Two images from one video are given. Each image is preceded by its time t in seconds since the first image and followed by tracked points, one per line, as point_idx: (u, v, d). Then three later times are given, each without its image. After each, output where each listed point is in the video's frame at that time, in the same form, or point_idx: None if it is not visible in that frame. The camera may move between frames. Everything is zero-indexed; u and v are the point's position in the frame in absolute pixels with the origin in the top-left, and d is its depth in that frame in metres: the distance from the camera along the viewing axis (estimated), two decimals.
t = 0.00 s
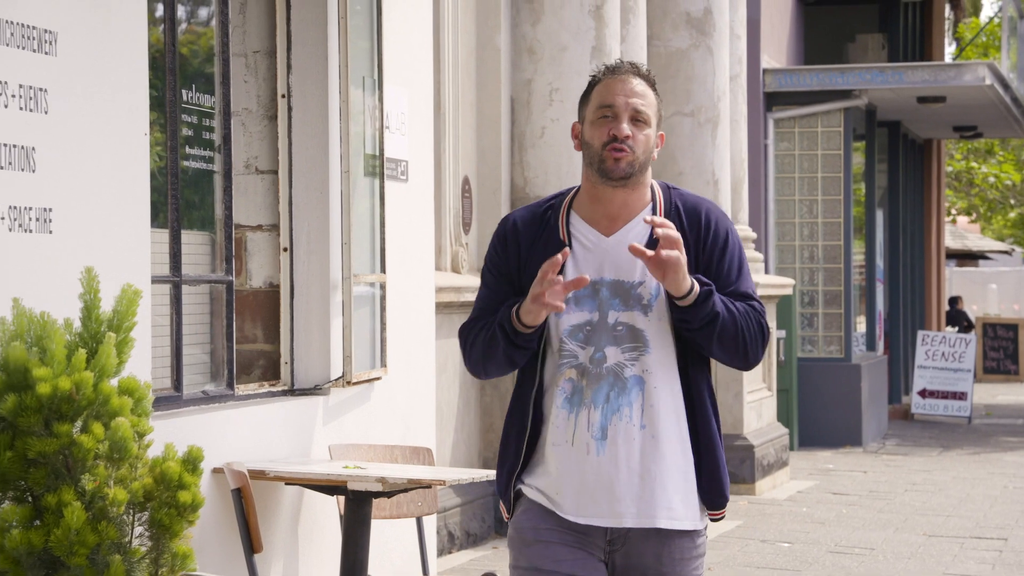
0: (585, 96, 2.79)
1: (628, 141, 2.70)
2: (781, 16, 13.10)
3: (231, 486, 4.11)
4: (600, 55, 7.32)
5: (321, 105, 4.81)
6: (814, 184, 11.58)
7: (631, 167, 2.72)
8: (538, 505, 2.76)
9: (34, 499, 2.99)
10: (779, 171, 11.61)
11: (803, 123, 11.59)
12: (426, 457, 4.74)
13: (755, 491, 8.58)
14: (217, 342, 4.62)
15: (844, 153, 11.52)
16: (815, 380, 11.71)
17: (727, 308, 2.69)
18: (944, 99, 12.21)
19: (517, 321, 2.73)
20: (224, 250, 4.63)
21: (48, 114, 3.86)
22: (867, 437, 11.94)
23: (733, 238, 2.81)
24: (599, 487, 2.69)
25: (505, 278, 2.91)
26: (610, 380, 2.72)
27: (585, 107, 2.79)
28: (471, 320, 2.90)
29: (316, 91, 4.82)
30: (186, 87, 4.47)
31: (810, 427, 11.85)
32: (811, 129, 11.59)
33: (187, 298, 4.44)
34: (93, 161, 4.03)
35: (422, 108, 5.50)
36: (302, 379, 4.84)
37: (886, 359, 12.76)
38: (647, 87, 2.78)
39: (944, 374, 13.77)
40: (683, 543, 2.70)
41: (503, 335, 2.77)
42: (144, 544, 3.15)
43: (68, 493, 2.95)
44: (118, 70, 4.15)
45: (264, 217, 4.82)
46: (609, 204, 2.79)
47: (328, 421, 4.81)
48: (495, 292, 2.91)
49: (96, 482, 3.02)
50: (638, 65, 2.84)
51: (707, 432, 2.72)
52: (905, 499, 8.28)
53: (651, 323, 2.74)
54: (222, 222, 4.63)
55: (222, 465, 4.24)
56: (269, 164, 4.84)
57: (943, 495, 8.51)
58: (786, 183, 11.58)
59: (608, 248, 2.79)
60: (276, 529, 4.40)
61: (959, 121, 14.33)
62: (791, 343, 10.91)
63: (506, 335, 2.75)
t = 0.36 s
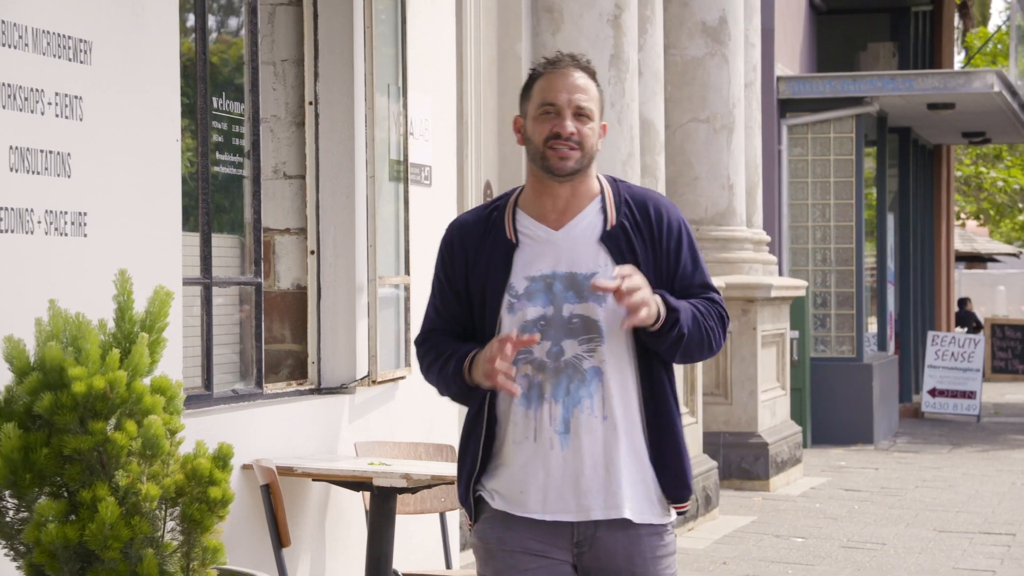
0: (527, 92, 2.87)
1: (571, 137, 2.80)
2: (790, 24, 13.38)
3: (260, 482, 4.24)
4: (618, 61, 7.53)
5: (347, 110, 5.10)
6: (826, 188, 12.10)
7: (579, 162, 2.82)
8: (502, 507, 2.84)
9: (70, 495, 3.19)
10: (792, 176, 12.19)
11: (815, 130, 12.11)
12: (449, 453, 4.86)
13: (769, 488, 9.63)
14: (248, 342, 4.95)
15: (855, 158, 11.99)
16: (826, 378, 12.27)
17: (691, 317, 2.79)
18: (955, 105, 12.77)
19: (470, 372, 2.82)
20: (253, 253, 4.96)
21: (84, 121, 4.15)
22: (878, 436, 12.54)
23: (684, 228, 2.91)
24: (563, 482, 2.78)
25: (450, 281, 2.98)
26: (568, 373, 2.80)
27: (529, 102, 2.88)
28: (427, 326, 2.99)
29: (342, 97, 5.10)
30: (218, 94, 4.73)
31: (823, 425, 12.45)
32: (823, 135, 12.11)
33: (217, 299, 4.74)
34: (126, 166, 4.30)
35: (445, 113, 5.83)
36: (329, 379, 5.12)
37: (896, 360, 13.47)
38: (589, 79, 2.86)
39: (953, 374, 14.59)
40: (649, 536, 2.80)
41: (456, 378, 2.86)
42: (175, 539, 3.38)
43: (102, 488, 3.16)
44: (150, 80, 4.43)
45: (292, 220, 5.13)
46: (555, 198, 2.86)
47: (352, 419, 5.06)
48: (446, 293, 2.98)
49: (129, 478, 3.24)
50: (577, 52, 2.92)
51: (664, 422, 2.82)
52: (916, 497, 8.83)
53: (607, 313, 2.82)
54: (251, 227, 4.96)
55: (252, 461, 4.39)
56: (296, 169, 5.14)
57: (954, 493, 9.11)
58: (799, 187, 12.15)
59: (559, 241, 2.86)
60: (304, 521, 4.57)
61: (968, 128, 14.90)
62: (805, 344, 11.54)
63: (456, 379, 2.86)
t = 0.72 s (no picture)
0: (485, 94, 3.06)
1: (531, 124, 2.95)
2: (802, 37, 13.85)
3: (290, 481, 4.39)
4: (635, 74, 7.96)
5: (374, 123, 5.70)
6: (837, 196, 12.85)
7: (543, 152, 2.95)
8: (473, 504, 2.98)
9: (107, 491, 3.64)
10: (804, 184, 12.94)
11: (826, 139, 12.87)
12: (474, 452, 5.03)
13: (781, 485, 10.09)
14: (277, 345, 5.34)
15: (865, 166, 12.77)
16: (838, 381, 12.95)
17: (664, 281, 2.85)
18: (961, 115, 13.61)
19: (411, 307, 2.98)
20: (283, 260, 5.34)
21: (121, 131, 4.49)
22: (887, 434, 13.20)
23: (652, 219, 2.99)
24: (521, 480, 2.90)
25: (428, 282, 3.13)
26: (526, 371, 2.91)
27: (489, 103, 3.05)
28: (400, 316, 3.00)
29: (367, 111, 5.71)
30: (249, 107, 5.22)
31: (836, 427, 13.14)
32: (834, 144, 12.86)
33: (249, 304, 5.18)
34: (159, 175, 4.64)
35: (468, 123, 6.44)
36: (356, 379, 5.68)
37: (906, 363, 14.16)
38: (545, 78, 3.05)
39: (960, 376, 15.26)
40: (616, 531, 2.91)
41: (402, 327, 3.01)
42: (208, 533, 3.83)
43: (139, 485, 3.61)
44: (182, 93, 4.78)
45: (321, 228, 5.72)
46: (525, 198, 3.00)
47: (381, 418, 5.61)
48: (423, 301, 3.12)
49: (165, 476, 3.69)
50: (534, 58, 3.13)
51: (622, 419, 2.90)
52: (924, 494, 9.48)
53: (567, 309, 2.93)
54: (281, 233, 5.34)
55: (282, 460, 4.57)
56: (325, 178, 5.72)
57: (959, 490, 9.78)
58: (811, 195, 12.88)
59: (527, 240, 3.00)
60: (333, 518, 4.76)
61: (974, 137, 15.81)
62: (816, 348, 11.96)
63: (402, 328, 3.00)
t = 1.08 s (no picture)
0: (511, 106, 3.16)
1: (552, 150, 3.08)
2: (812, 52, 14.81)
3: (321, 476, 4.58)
4: (653, 86, 8.41)
5: (401, 131, 6.11)
6: (847, 204, 13.67)
7: (560, 174, 3.11)
8: (478, 501, 3.14)
9: (146, 487, 3.92)
10: (816, 191, 13.72)
11: (837, 148, 13.71)
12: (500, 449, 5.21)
13: (792, 481, 10.70)
14: (308, 346, 5.67)
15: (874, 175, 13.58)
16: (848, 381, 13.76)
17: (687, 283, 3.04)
18: (967, 124, 14.57)
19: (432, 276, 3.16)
20: (314, 263, 5.63)
21: (159, 141, 4.78)
22: (896, 434, 13.93)
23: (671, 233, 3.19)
24: (525, 482, 3.05)
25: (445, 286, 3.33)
26: (533, 375, 3.06)
27: (513, 115, 3.17)
28: (415, 346, 3.21)
29: (395, 121, 6.12)
30: (282, 117, 5.54)
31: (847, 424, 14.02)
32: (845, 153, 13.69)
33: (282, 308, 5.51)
34: (195, 183, 4.94)
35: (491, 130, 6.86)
36: (383, 378, 6.07)
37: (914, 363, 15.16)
38: (571, 93, 3.15)
39: (967, 376, 16.42)
40: (607, 547, 3.05)
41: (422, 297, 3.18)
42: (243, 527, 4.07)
43: (176, 480, 3.88)
44: (219, 103, 5.08)
45: (350, 234, 6.09)
46: (541, 209, 3.17)
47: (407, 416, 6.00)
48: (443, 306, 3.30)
49: (200, 472, 3.95)
50: (561, 66, 3.21)
51: (627, 427, 3.04)
52: (932, 491, 9.91)
53: (577, 316, 3.07)
54: (312, 239, 5.65)
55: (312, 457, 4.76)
56: (354, 185, 6.10)
57: (964, 485, 10.42)
58: (822, 203, 13.69)
59: (542, 248, 3.17)
60: (362, 512, 4.96)
61: (978, 145, 16.92)
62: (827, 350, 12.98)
63: (422, 299, 3.15)
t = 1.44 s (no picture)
0: (556, 102, 3.24)
1: (592, 150, 3.16)
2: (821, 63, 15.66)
3: (350, 470, 4.75)
4: (670, 94, 8.78)
5: (427, 139, 6.36)
6: (857, 208, 14.50)
7: (599, 175, 3.19)
8: (497, 498, 3.23)
9: (182, 480, 4.11)
10: (827, 196, 14.62)
11: (847, 155, 14.63)
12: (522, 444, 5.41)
13: (805, 475, 11.24)
14: (337, 345, 5.91)
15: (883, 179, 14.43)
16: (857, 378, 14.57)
17: (698, 323, 3.06)
18: (973, 130, 15.34)
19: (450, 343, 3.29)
20: (343, 266, 5.96)
21: (195, 148, 5.00)
22: (904, 429, 14.78)
23: (708, 246, 3.21)
24: (541, 480, 3.13)
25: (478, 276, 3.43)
26: (556, 374, 3.15)
27: (557, 111, 3.25)
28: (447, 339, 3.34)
29: (423, 128, 6.37)
30: (313, 124, 5.79)
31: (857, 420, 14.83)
32: (855, 159, 14.59)
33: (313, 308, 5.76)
34: (229, 188, 5.17)
35: (515, 143, 7.17)
36: (410, 376, 6.36)
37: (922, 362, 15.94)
38: (615, 93, 3.22)
39: (972, 374, 17.43)
40: (631, 548, 3.08)
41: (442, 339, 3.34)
42: (275, 520, 4.25)
43: (211, 474, 4.08)
44: (252, 110, 5.32)
45: (378, 237, 6.38)
46: (574, 207, 3.24)
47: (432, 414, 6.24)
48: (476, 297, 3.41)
49: (235, 466, 4.15)
50: (605, 65, 3.29)
51: (648, 431, 3.10)
52: (938, 485, 10.35)
53: (601, 318, 3.15)
54: (341, 242, 5.97)
55: (343, 452, 4.94)
56: (382, 191, 6.38)
57: (971, 481, 10.89)
58: (833, 206, 14.57)
59: (574, 246, 3.23)
60: (390, 506, 5.15)
61: (984, 152, 17.81)
62: (838, 350, 13.74)
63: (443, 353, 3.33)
